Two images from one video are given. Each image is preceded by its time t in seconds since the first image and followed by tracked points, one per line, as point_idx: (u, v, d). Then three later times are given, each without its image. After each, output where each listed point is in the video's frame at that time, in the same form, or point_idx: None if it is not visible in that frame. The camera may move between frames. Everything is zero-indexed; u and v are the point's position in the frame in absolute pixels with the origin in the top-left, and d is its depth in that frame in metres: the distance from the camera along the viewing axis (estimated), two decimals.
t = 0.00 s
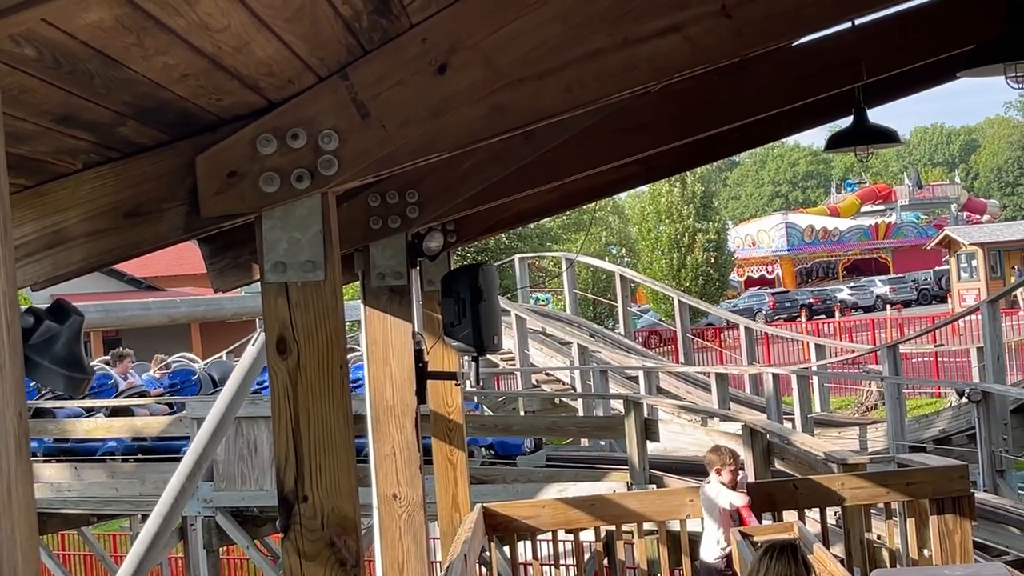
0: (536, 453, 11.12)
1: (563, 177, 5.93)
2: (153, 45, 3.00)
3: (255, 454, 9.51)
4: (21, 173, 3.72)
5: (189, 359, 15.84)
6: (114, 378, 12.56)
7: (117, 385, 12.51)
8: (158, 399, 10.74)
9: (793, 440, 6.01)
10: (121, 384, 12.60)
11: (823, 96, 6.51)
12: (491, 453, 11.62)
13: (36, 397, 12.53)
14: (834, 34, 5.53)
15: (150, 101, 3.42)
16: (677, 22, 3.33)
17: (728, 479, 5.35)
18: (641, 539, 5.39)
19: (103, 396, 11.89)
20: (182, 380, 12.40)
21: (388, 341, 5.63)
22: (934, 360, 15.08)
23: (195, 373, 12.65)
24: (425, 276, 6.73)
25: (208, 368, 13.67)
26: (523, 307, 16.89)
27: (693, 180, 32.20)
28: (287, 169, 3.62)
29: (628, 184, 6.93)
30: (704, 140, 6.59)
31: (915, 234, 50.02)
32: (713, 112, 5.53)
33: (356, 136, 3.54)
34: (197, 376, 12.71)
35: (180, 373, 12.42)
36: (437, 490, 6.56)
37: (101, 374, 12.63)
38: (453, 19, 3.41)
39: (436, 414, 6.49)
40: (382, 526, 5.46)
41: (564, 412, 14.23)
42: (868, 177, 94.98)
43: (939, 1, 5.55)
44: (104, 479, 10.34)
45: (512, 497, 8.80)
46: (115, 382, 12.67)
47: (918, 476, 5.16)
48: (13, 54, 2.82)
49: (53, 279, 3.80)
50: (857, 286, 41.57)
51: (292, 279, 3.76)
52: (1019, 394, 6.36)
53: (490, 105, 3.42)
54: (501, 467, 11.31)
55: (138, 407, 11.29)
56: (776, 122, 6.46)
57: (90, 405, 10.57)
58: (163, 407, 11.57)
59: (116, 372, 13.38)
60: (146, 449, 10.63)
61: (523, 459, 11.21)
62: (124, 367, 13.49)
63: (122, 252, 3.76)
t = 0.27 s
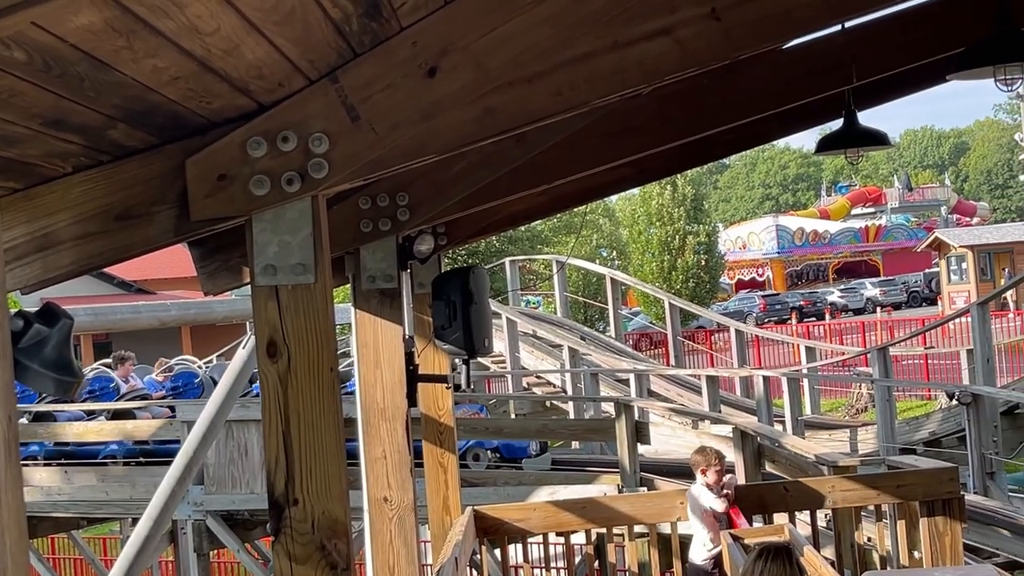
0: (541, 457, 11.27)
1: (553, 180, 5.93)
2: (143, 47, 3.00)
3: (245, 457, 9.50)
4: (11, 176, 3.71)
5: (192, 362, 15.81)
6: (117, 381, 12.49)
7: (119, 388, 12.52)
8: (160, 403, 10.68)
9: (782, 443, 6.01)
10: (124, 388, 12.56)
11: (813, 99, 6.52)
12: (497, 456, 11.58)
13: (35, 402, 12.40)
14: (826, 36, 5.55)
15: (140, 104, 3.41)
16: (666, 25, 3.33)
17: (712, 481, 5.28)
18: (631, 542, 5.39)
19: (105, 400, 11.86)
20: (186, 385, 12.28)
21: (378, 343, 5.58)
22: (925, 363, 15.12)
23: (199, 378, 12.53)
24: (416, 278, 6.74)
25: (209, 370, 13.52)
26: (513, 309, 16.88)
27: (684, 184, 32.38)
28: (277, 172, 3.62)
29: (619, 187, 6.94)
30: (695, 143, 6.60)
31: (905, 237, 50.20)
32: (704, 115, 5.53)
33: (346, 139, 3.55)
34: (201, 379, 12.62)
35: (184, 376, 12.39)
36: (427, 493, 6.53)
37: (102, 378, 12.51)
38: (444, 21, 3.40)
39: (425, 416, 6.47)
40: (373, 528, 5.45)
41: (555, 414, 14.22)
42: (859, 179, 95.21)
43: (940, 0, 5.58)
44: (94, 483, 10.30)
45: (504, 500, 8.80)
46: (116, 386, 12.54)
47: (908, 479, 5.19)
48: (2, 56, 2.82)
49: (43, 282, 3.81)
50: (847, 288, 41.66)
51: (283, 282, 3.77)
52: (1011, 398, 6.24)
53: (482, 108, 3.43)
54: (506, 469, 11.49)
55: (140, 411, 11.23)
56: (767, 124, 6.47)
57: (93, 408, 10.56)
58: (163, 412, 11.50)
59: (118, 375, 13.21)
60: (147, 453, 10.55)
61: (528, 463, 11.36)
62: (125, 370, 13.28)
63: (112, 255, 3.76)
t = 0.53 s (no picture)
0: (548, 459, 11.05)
1: (542, 183, 5.93)
2: (129, 51, 2.99)
3: (233, 461, 9.47)
4: None
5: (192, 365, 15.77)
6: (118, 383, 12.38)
7: (120, 391, 12.36)
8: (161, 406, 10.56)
9: (771, 446, 6.01)
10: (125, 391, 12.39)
11: (801, 102, 6.53)
12: (501, 459, 11.15)
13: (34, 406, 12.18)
14: (814, 38, 5.55)
15: (127, 107, 3.40)
16: (654, 27, 3.31)
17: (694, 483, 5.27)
18: (620, 545, 5.38)
19: (107, 403, 11.79)
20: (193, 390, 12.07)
21: (367, 346, 5.62)
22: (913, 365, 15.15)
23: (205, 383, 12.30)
24: (404, 281, 6.73)
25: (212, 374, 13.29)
26: (502, 313, 16.87)
27: (671, 187, 32.56)
28: (265, 175, 3.62)
29: (607, 190, 6.95)
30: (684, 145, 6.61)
31: (893, 240, 50.31)
32: (691, 120, 5.55)
33: (333, 142, 3.55)
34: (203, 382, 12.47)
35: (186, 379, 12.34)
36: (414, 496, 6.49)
37: (104, 381, 12.30)
38: (431, 24, 3.40)
39: (414, 420, 6.48)
40: (360, 531, 5.40)
41: (543, 417, 14.22)
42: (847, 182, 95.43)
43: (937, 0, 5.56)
44: (82, 487, 10.26)
45: (492, 503, 8.79)
46: (118, 388, 12.31)
47: (896, 481, 5.20)
48: None
49: (29, 286, 3.73)
50: (835, 291, 41.72)
51: (270, 286, 3.76)
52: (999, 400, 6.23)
53: (469, 111, 3.42)
54: (510, 472, 11.29)
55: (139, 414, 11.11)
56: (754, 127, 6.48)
57: (95, 411, 10.53)
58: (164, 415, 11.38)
59: (118, 379, 12.98)
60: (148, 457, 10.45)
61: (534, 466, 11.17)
62: (126, 374, 13.03)
63: (99, 258, 3.74)
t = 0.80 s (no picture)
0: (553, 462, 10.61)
1: (530, 185, 5.95)
2: (113, 54, 2.99)
3: (219, 464, 9.45)
4: None
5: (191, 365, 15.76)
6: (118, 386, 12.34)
7: (120, 393, 12.26)
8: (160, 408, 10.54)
9: (757, 448, 6.01)
10: (124, 393, 12.33)
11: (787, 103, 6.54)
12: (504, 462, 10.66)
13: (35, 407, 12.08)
14: (799, 41, 5.55)
15: (111, 110, 3.40)
16: (639, 31, 3.26)
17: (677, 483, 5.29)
18: (607, 547, 5.40)
19: (106, 405, 11.74)
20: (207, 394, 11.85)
21: (352, 349, 5.61)
22: (898, 366, 15.19)
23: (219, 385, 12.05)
24: (390, 284, 6.68)
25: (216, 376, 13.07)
26: (488, 314, 16.86)
27: (658, 189, 32.56)
28: (250, 178, 3.62)
29: (593, 191, 6.96)
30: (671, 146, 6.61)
31: (878, 241, 50.48)
32: (675, 122, 5.57)
33: (318, 145, 3.55)
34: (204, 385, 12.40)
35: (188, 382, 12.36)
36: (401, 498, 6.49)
37: (104, 384, 12.18)
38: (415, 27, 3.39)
39: (400, 422, 6.47)
40: (347, 534, 5.38)
41: (529, 418, 14.21)
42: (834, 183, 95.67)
43: None
44: (67, 489, 10.23)
45: (478, 505, 8.78)
46: (118, 391, 12.22)
47: (882, 482, 5.20)
48: None
49: (13, 291, 3.71)
50: (820, 292, 41.82)
51: (255, 288, 3.76)
52: (984, 401, 6.23)
53: (453, 114, 3.42)
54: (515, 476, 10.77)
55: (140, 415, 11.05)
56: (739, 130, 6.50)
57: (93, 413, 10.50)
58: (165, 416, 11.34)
59: (118, 381, 13.01)
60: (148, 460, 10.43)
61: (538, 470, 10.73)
62: (125, 376, 13.12)
63: (84, 262, 3.73)
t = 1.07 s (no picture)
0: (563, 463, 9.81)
1: (515, 185, 5.96)
2: (93, 55, 2.98)
3: (204, 465, 9.42)
4: None
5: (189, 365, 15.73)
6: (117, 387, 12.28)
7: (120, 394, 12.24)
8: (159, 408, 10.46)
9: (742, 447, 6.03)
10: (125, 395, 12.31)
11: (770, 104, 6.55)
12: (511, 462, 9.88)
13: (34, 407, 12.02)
14: (781, 42, 5.56)
15: (92, 111, 3.39)
16: (621, 32, 3.26)
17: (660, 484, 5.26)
18: (592, 547, 5.41)
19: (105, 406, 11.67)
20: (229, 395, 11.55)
21: (336, 350, 5.61)
22: (882, 366, 15.23)
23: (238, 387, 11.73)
24: (375, 284, 6.65)
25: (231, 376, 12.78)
26: (474, 315, 16.85)
27: (643, 190, 32.83)
28: (232, 179, 3.61)
29: (578, 192, 6.96)
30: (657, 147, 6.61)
31: (864, 241, 50.51)
32: (658, 123, 5.58)
33: (300, 146, 3.54)
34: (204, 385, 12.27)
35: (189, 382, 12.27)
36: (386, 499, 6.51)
37: (104, 385, 12.18)
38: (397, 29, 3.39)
39: (385, 423, 6.44)
40: (331, 535, 5.41)
41: (515, 419, 14.21)
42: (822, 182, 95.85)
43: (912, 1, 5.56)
44: (52, 491, 10.18)
45: (464, 506, 8.78)
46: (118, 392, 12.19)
47: (866, 482, 5.21)
48: None
49: None
50: (805, 292, 41.88)
51: (237, 289, 3.75)
52: (966, 399, 6.25)
53: (436, 115, 3.41)
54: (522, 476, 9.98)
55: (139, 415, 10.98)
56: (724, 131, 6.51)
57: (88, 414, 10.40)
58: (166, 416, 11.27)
59: (118, 382, 12.96)
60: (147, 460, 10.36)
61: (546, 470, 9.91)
62: (126, 376, 13.04)
63: (65, 264, 3.72)
